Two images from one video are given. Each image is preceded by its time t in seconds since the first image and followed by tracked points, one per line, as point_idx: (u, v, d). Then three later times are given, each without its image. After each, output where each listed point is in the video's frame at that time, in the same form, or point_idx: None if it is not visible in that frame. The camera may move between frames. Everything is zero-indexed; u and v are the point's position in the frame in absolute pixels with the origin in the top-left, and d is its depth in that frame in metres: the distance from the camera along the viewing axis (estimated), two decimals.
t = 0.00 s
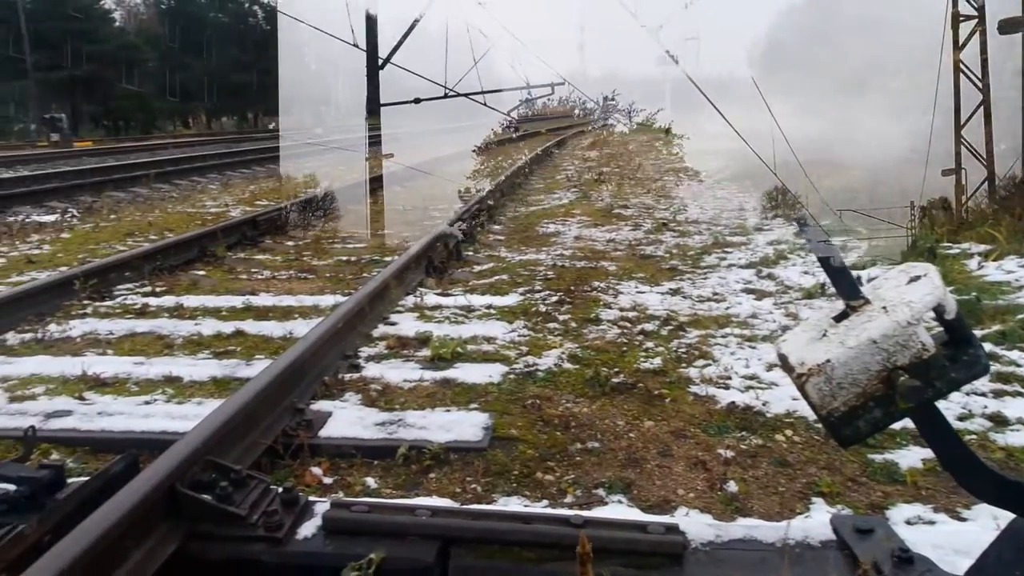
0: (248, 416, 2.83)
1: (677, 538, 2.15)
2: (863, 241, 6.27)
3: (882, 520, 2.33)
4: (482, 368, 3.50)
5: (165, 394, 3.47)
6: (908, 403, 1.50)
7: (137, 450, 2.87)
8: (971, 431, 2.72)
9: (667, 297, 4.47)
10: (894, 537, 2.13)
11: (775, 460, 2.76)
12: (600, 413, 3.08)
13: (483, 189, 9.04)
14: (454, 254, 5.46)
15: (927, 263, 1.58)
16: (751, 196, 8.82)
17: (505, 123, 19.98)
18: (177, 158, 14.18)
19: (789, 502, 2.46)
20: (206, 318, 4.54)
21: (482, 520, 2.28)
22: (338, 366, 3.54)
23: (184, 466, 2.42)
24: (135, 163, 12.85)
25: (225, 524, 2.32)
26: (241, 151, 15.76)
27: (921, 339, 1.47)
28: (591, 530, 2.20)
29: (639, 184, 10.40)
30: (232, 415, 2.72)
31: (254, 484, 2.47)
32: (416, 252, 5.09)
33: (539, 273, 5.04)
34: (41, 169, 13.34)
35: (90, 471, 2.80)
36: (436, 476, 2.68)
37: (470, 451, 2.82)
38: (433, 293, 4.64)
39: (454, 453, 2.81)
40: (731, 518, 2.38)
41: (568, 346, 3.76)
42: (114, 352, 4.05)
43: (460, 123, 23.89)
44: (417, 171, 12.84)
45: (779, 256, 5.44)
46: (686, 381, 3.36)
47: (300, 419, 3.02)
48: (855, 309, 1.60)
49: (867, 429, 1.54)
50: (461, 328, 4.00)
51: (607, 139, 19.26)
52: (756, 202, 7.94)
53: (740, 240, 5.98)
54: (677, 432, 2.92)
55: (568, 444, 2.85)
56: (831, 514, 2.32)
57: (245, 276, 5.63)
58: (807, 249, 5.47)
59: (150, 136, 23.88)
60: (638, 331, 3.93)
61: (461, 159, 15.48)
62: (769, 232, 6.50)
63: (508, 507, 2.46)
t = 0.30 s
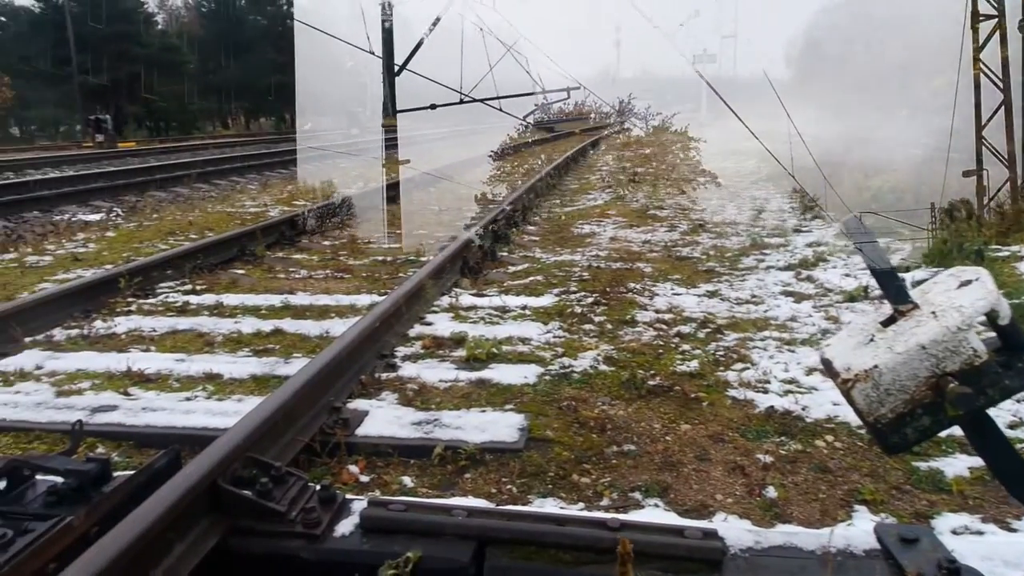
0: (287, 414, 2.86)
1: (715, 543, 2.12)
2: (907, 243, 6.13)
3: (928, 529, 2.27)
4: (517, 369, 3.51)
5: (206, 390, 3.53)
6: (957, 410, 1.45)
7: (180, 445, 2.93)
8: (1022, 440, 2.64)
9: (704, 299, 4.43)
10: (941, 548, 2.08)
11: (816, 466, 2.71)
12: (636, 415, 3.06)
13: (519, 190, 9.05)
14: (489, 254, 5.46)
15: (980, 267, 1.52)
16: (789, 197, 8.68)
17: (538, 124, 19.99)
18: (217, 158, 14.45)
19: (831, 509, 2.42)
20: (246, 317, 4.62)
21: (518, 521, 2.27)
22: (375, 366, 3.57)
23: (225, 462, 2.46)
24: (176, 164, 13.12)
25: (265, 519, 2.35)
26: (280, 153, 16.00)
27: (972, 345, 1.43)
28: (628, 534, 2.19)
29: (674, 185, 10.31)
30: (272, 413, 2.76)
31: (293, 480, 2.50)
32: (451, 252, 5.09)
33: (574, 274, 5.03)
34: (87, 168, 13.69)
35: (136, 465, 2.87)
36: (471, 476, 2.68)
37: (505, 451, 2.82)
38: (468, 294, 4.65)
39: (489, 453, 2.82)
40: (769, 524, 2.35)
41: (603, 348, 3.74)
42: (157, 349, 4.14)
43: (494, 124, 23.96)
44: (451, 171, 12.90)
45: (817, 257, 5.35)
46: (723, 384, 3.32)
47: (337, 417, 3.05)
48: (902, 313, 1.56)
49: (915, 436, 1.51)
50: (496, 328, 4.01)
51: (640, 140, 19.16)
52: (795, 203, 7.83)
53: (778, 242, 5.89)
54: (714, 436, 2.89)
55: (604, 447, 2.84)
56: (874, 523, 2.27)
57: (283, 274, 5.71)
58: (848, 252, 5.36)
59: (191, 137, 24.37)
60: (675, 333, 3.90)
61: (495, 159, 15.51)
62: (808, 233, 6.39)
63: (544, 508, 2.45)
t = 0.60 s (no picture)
0: (314, 414, 2.88)
1: (745, 548, 2.09)
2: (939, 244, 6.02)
3: (963, 537, 2.23)
4: (543, 370, 3.50)
5: (235, 389, 3.58)
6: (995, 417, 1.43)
7: (210, 444, 2.97)
8: None
9: (731, 301, 4.39)
10: (977, 556, 2.04)
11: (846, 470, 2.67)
12: (663, 418, 3.05)
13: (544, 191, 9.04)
14: (513, 255, 5.46)
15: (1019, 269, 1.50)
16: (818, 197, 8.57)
17: (564, 125, 19.96)
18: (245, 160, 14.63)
19: (863, 515, 2.38)
20: (273, 317, 4.67)
21: (546, 523, 2.27)
22: (401, 366, 3.58)
23: (255, 461, 2.48)
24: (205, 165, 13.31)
25: (293, 519, 2.37)
26: (306, 155, 16.16)
27: (1012, 349, 1.41)
28: (656, 537, 2.17)
29: (700, 186, 10.25)
30: (300, 413, 2.78)
31: (321, 480, 2.52)
32: (477, 253, 5.10)
33: (599, 275, 5.02)
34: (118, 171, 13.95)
35: (166, 463, 2.92)
36: (497, 478, 2.68)
37: (532, 453, 2.82)
38: (493, 295, 4.66)
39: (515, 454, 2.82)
40: (799, 529, 2.31)
41: (629, 349, 3.72)
42: (187, 349, 4.20)
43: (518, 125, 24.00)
44: (476, 172, 12.93)
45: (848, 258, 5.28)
46: (752, 387, 3.29)
47: (364, 418, 3.07)
48: (938, 317, 1.53)
49: (953, 441, 1.49)
50: (521, 330, 4.01)
51: (666, 141, 19.08)
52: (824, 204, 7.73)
53: (807, 243, 5.82)
54: (743, 440, 2.86)
55: (631, 449, 2.82)
56: (907, 530, 2.23)
57: (310, 275, 5.76)
58: (879, 254, 5.28)
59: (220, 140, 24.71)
60: (702, 335, 3.87)
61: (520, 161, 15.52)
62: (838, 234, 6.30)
63: (570, 511, 2.45)
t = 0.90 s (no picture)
0: (341, 413, 2.90)
1: (774, 553, 2.08)
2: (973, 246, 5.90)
3: (998, 546, 2.18)
4: (569, 371, 3.50)
5: (263, 387, 3.61)
6: None
7: (238, 441, 3.00)
8: None
9: (759, 304, 4.35)
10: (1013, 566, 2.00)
11: (878, 477, 2.63)
12: (690, 421, 3.02)
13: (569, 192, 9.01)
14: (539, 256, 5.46)
15: None
16: (848, 199, 8.46)
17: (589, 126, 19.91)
18: (272, 160, 14.78)
19: (894, 522, 2.34)
20: (300, 315, 4.71)
21: (573, 525, 2.27)
22: (427, 366, 3.60)
23: (283, 458, 2.50)
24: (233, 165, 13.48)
25: (320, 516, 2.39)
26: (332, 155, 16.30)
27: None
28: (685, 540, 2.17)
29: (727, 187, 10.17)
30: (327, 412, 2.79)
31: (348, 478, 2.54)
32: (502, 254, 5.10)
33: (625, 276, 4.99)
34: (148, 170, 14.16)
35: (195, 458, 2.95)
36: (523, 478, 2.68)
37: (558, 454, 2.81)
38: (518, 295, 4.66)
39: (541, 455, 2.81)
40: (828, 535, 2.29)
41: (655, 351, 3.70)
42: (215, 346, 4.26)
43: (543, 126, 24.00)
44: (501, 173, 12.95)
45: (880, 261, 5.19)
46: (780, 391, 3.25)
47: (390, 417, 3.08)
48: (978, 321, 1.69)
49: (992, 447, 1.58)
50: (547, 331, 4.00)
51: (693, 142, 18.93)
52: (855, 206, 7.62)
53: (837, 246, 5.75)
54: (771, 444, 2.83)
55: (657, 452, 2.80)
56: (940, 538, 2.19)
57: (335, 275, 5.80)
58: (911, 258, 5.19)
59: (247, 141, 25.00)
60: (729, 338, 3.84)
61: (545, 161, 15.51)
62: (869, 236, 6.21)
63: (597, 512, 2.44)
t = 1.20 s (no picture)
0: (370, 412, 2.91)
1: (806, 559, 2.06)
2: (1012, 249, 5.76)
3: None
4: (597, 373, 3.48)
5: (293, 384, 3.65)
6: None
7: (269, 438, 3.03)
8: None
9: (790, 306, 4.30)
10: None
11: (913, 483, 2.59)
12: (721, 424, 3.00)
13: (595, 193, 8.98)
14: (566, 257, 5.45)
15: None
16: (880, 200, 8.33)
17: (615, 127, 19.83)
18: (299, 160, 14.92)
19: (930, 530, 2.30)
20: (329, 314, 4.75)
21: (602, 527, 2.26)
22: (455, 367, 3.60)
23: (313, 456, 2.51)
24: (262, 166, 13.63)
25: (350, 514, 2.41)
26: (359, 155, 16.42)
27: None
28: (716, 544, 2.15)
29: (756, 188, 10.07)
30: (356, 411, 2.80)
31: (377, 476, 2.55)
32: (529, 254, 5.09)
33: (652, 277, 4.97)
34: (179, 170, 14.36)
35: (227, 455, 2.99)
36: (551, 479, 2.68)
37: (586, 456, 2.80)
38: (545, 296, 4.65)
39: (569, 456, 2.81)
40: (863, 542, 2.25)
41: (684, 353, 3.68)
42: (246, 344, 4.31)
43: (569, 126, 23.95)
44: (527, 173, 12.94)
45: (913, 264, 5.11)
46: (812, 395, 3.21)
47: (418, 416, 3.09)
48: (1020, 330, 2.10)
49: None
50: (574, 331, 3.99)
51: (720, 142, 18.77)
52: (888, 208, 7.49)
53: (869, 248, 5.67)
54: (803, 448, 2.80)
55: (686, 455, 2.78)
56: (979, 547, 2.15)
57: (364, 274, 5.84)
58: (946, 261, 5.09)
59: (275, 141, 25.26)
60: (759, 340, 3.80)
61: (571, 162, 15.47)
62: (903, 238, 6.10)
63: (626, 515, 2.43)
